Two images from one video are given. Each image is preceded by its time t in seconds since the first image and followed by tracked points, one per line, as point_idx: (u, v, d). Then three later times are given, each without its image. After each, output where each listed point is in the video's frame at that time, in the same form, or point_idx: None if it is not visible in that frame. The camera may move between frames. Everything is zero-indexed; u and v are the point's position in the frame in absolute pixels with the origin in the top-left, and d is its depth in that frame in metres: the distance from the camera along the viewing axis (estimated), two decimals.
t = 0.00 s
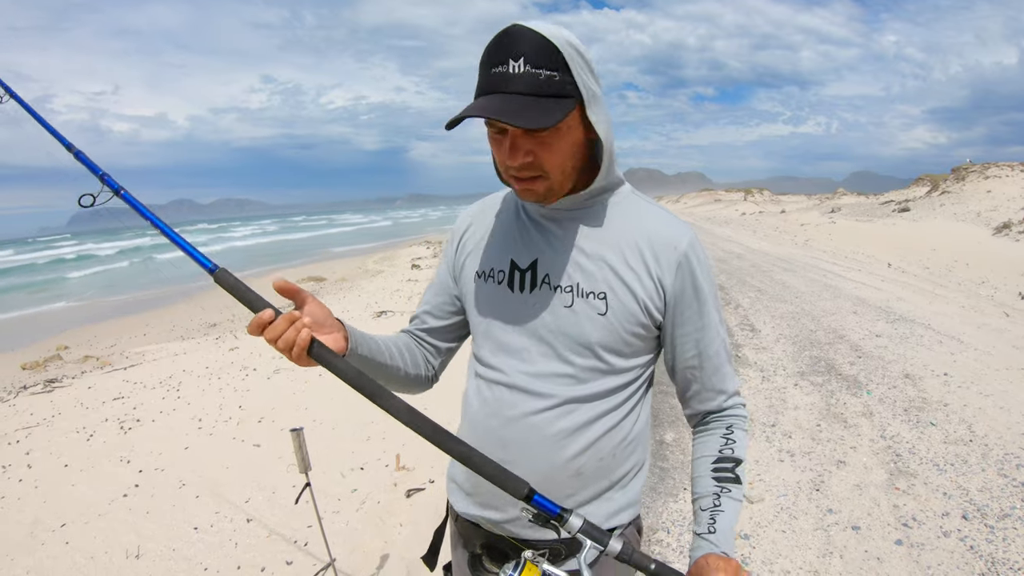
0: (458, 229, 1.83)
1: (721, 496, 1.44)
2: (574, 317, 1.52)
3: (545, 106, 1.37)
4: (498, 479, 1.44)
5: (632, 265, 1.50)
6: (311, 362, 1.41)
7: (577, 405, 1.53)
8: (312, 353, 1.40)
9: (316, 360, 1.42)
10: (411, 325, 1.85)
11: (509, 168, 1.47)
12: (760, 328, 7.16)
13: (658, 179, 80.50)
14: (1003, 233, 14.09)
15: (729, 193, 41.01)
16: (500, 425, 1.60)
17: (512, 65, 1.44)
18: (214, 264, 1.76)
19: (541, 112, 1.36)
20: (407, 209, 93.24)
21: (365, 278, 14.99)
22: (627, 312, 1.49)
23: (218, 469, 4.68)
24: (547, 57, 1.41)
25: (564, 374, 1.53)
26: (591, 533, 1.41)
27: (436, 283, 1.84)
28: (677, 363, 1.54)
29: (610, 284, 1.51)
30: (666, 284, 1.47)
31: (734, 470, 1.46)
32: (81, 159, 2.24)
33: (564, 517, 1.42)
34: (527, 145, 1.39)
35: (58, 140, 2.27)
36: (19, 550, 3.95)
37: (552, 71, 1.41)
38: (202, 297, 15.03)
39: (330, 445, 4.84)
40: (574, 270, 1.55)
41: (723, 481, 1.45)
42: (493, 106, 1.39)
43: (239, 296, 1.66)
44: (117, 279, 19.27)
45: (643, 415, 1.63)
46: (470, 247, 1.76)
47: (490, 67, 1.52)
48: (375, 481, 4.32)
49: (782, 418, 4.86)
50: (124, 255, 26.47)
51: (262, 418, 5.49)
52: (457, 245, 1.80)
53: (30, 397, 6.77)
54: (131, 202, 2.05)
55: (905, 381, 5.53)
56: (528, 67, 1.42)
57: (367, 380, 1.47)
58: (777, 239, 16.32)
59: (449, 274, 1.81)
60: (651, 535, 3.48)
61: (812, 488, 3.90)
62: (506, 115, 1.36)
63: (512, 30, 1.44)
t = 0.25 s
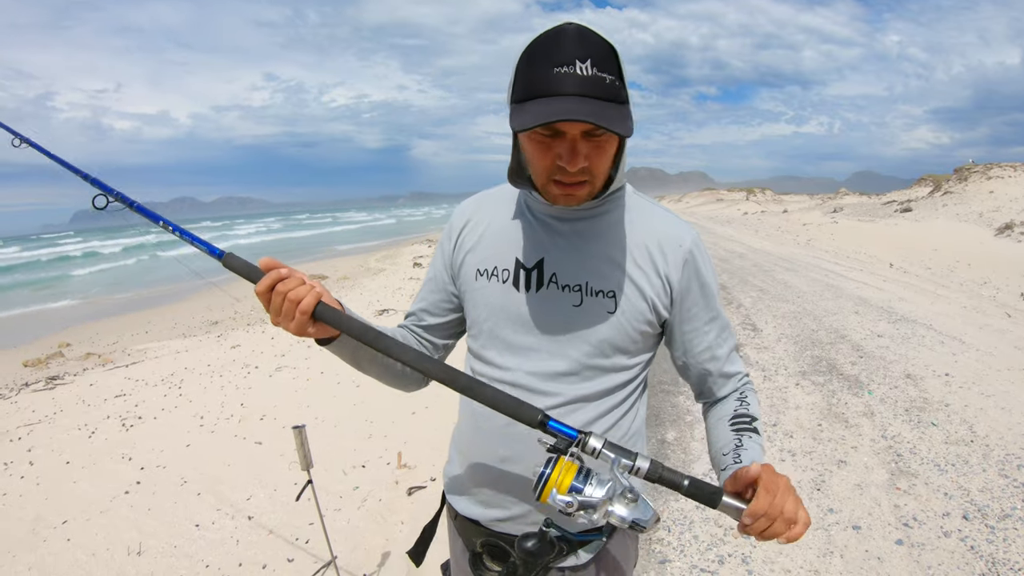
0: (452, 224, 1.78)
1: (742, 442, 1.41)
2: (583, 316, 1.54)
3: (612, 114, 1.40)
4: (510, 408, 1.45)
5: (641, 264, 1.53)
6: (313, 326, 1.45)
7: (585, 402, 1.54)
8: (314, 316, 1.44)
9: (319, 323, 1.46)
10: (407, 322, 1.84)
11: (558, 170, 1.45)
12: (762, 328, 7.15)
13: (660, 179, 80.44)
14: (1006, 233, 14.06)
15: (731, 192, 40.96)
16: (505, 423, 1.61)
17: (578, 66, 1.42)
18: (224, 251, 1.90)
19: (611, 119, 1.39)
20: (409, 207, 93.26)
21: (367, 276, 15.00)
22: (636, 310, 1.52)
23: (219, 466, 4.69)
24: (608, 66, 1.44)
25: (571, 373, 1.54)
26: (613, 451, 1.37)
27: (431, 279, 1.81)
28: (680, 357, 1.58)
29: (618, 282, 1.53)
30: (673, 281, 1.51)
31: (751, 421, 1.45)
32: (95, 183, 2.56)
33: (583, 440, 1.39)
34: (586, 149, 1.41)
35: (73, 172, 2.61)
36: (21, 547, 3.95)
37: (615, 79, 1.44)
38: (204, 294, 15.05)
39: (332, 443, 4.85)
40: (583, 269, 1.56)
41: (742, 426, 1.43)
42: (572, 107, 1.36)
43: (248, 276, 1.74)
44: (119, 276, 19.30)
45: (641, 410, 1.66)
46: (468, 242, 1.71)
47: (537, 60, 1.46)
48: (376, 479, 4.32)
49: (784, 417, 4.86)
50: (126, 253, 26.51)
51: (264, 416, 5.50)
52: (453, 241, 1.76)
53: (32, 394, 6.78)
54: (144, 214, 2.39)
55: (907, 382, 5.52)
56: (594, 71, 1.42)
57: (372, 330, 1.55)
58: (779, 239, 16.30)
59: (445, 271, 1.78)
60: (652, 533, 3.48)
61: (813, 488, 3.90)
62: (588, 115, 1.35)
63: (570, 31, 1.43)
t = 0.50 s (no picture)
0: (447, 223, 1.78)
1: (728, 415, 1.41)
2: (581, 315, 1.54)
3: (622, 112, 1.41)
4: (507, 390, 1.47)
5: (637, 261, 1.54)
6: (311, 320, 1.47)
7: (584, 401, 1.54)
8: (312, 309, 1.46)
9: (317, 317, 1.48)
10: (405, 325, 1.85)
11: (564, 168, 1.45)
12: (763, 327, 7.15)
13: (661, 178, 80.38)
14: (1007, 234, 14.03)
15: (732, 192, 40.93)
16: (504, 423, 1.60)
17: (588, 64, 1.42)
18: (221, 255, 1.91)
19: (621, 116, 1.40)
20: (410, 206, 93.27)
21: (368, 275, 15.01)
22: (634, 308, 1.52)
23: (220, 464, 4.69)
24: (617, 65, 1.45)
25: (569, 372, 1.53)
26: (608, 421, 1.36)
27: (427, 279, 1.82)
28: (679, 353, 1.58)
29: (616, 280, 1.54)
30: (670, 278, 1.51)
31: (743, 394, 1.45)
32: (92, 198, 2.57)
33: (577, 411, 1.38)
34: (593, 148, 1.42)
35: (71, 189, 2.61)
36: (21, 545, 3.96)
37: (622, 78, 1.45)
38: (205, 293, 15.07)
39: (332, 441, 4.85)
40: (580, 267, 1.56)
41: (733, 398, 1.44)
42: (584, 105, 1.36)
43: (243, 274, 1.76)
44: (120, 275, 19.32)
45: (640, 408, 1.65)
46: (463, 242, 1.71)
47: (545, 57, 1.45)
48: (376, 477, 4.32)
49: (785, 417, 4.86)
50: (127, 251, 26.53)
51: (265, 414, 5.51)
52: (448, 241, 1.75)
53: (33, 392, 6.80)
54: (144, 224, 2.38)
55: (908, 382, 5.51)
56: (603, 70, 1.43)
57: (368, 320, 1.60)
58: (780, 238, 16.28)
59: (441, 272, 1.77)
60: (652, 533, 3.48)
61: (813, 487, 3.90)
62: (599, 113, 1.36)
63: (580, 28, 1.43)
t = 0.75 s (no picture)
0: (444, 224, 1.79)
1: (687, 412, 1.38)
2: (574, 312, 1.53)
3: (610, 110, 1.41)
4: (513, 414, 1.46)
5: (630, 259, 1.53)
6: (317, 330, 1.46)
7: (578, 400, 1.53)
8: (319, 321, 1.46)
9: (324, 328, 1.48)
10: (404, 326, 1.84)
11: (555, 165, 1.46)
12: (763, 327, 7.15)
13: (661, 177, 80.34)
14: (1007, 233, 14.04)
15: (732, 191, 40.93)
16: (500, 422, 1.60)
17: (575, 61, 1.42)
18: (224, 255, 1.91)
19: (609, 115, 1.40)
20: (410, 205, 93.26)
21: (368, 274, 15.01)
22: (627, 305, 1.52)
23: (220, 463, 4.69)
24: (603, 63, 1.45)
25: (562, 369, 1.53)
26: (617, 456, 1.33)
27: (424, 280, 1.82)
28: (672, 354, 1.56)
29: (608, 277, 1.53)
30: (663, 275, 1.51)
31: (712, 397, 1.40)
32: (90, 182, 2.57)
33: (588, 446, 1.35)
34: (583, 145, 1.42)
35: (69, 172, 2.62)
36: (21, 543, 3.96)
37: (609, 75, 1.45)
38: (205, 291, 15.07)
39: (332, 441, 4.85)
40: (573, 264, 1.56)
41: (694, 402, 1.40)
42: (573, 102, 1.36)
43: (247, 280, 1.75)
44: (120, 273, 19.33)
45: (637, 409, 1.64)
46: (459, 242, 1.72)
47: (534, 55, 1.45)
48: (376, 477, 4.33)
49: (785, 416, 4.86)
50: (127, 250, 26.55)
51: (265, 413, 5.51)
52: (445, 241, 1.77)
53: (33, 391, 6.80)
54: (142, 214, 2.40)
55: (908, 381, 5.51)
56: (590, 66, 1.43)
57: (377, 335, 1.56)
58: (780, 238, 16.28)
59: (439, 272, 1.78)
60: (652, 532, 3.49)
61: (813, 486, 3.90)
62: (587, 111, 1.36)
63: (566, 26, 1.42)
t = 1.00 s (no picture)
0: (441, 225, 1.80)
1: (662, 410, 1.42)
2: (569, 311, 1.53)
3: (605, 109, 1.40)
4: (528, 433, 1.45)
5: (624, 258, 1.53)
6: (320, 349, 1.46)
7: (573, 399, 1.53)
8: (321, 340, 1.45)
9: (326, 346, 1.47)
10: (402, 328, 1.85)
11: (551, 166, 1.45)
12: (762, 326, 7.15)
13: (661, 176, 80.34)
14: (1006, 232, 14.05)
15: (732, 190, 40.93)
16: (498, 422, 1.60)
17: (569, 63, 1.42)
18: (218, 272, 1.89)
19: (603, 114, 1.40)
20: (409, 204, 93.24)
21: (368, 273, 15.00)
22: (622, 304, 1.51)
23: (220, 463, 4.69)
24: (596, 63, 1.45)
25: (557, 368, 1.53)
26: (626, 468, 1.33)
27: (422, 281, 1.82)
28: (667, 354, 1.55)
29: (603, 276, 1.53)
30: (656, 275, 1.50)
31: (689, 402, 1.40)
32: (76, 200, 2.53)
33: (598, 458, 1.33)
34: (578, 145, 1.42)
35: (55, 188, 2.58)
36: (21, 543, 3.96)
37: (603, 76, 1.45)
38: (204, 291, 15.06)
39: (332, 440, 4.85)
40: (568, 264, 1.56)
41: (672, 405, 1.42)
42: (569, 104, 1.36)
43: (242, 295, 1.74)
44: (120, 273, 19.31)
45: (633, 408, 1.63)
46: (456, 242, 1.72)
47: (528, 58, 1.45)
48: (376, 476, 4.33)
49: (784, 415, 4.86)
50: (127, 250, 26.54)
51: (264, 413, 5.51)
52: (442, 242, 1.77)
53: (33, 391, 6.79)
54: (131, 231, 2.36)
55: (907, 380, 5.52)
56: (584, 66, 1.42)
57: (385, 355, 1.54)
58: (780, 237, 16.29)
59: (435, 273, 1.78)
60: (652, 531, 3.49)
61: (813, 485, 3.91)
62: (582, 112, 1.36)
63: (559, 29, 1.42)
